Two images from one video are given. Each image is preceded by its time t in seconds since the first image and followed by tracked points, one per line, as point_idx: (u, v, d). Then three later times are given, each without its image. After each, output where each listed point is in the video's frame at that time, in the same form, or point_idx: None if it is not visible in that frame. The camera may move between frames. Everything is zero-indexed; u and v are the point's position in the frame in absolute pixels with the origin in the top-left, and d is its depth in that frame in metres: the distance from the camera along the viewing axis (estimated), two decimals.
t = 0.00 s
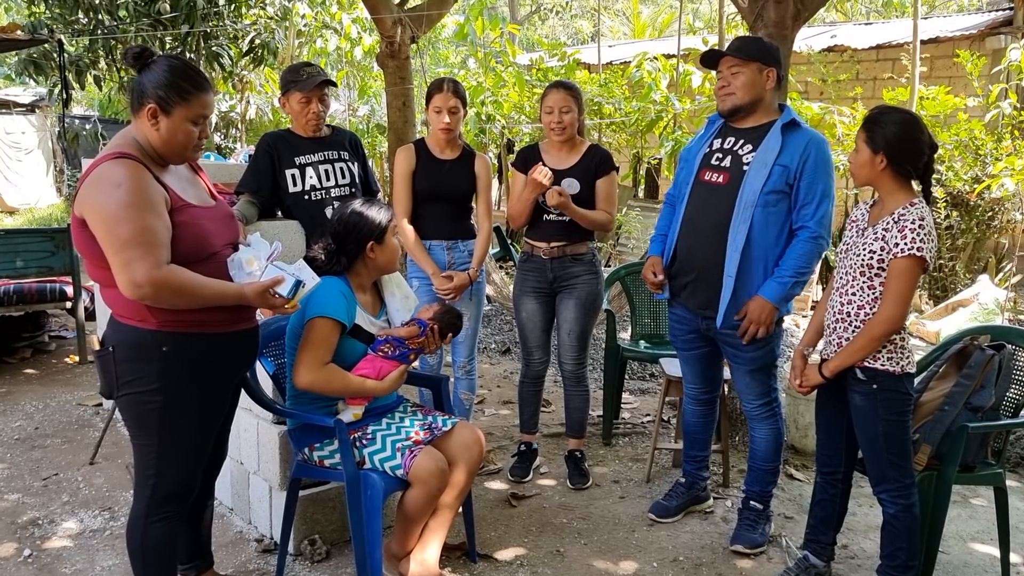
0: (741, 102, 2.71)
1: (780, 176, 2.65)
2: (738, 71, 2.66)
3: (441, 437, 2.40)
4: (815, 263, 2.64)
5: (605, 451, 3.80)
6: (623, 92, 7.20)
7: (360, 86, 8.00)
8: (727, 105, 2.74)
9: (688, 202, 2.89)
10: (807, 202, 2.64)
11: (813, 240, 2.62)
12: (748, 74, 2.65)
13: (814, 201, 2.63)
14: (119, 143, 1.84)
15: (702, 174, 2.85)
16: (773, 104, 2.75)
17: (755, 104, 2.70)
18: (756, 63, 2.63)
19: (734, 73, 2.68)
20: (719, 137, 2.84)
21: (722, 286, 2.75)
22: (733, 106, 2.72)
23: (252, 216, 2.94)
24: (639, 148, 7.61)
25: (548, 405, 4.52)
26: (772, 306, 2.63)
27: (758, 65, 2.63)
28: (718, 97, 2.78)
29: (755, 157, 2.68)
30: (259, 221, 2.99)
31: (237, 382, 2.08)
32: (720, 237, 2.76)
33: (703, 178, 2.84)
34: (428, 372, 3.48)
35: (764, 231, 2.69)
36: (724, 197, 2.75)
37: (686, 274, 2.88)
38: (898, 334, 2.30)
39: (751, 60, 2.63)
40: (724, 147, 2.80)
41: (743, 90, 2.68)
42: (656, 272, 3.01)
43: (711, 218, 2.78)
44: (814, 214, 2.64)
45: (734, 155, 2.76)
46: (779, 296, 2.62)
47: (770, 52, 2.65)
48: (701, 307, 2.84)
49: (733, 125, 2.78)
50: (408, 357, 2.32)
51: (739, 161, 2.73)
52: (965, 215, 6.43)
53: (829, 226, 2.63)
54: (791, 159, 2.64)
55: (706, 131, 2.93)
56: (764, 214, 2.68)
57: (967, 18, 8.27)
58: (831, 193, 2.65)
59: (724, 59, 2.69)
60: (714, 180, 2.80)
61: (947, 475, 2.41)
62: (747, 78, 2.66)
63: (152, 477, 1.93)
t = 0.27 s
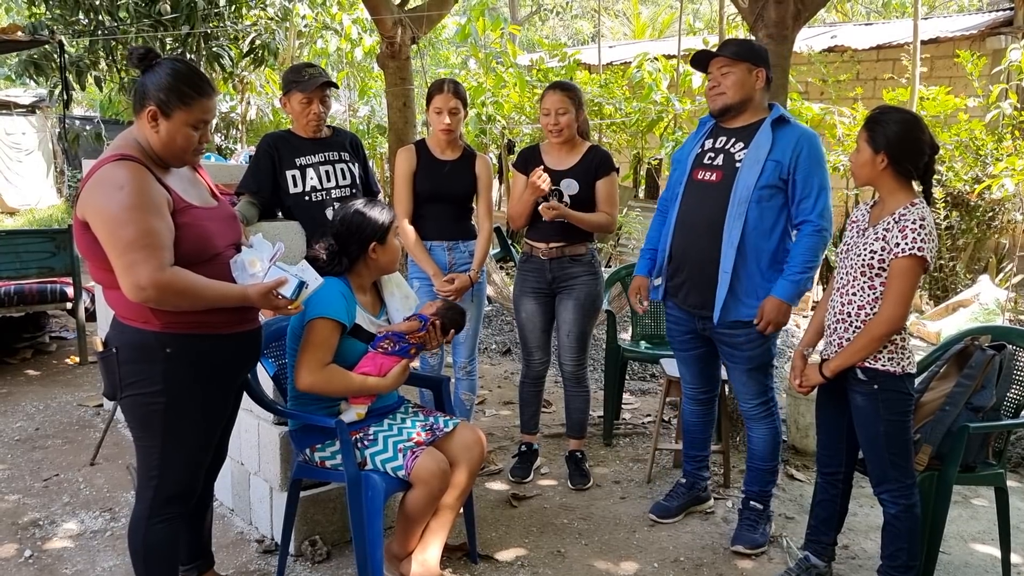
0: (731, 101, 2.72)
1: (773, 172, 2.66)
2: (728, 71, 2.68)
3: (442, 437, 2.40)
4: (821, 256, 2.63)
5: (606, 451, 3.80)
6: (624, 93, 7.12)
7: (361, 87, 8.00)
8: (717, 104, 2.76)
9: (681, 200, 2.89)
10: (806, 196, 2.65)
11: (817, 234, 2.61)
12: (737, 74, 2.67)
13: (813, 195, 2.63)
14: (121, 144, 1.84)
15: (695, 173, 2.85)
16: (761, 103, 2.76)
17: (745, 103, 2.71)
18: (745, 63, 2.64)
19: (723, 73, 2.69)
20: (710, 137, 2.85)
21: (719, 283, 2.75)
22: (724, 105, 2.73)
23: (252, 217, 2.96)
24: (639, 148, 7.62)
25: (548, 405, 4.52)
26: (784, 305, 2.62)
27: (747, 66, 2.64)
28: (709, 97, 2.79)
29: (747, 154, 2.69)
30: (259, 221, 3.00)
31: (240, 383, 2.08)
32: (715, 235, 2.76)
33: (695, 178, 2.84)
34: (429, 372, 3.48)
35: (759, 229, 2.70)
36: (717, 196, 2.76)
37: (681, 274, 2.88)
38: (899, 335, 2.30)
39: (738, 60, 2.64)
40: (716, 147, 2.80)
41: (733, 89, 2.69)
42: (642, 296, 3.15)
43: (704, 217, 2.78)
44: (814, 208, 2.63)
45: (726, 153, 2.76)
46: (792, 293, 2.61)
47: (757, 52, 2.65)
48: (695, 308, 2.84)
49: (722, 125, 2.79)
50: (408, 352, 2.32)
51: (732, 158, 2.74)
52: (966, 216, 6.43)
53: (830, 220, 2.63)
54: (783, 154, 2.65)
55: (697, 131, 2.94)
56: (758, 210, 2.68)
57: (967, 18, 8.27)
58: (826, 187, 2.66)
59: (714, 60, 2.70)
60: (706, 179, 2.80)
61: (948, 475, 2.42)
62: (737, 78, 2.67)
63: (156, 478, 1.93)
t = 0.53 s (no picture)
0: (725, 100, 2.72)
1: (772, 167, 2.65)
2: (720, 70, 2.67)
3: (442, 437, 2.39)
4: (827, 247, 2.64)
5: (606, 451, 3.80)
6: (624, 93, 7.10)
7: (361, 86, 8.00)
8: (710, 104, 2.76)
9: (680, 200, 2.89)
10: (806, 190, 2.65)
11: (822, 226, 2.63)
12: (729, 73, 2.66)
13: (814, 189, 2.64)
14: (122, 145, 1.84)
15: (692, 172, 2.85)
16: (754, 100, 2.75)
17: (739, 101, 2.71)
18: (738, 62, 2.64)
19: (716, 73, 2.69)
20: (706, 137, 2.85)
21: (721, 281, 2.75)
22: (718, 104, 2.73)
23: (252, 216, 2.96)
24: (639, 148, 7.62)
25: (548, 405, 4.52)
26: (796, 300, 2.62)
27: (739, 65, 2.64)
28: (702, 97, 2.79)
29: (744, 151, 2.69)
30: (259, 221, 3.00)
31: (242, 383, 2.07)
32: (716, 235, 2.76)
33: (693, 177, 2.84)
34: (429, 372, 3.48)
35: (759, 226, 2.69)
36: (715, 194, 2.76)
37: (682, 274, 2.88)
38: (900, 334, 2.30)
39: (732, 60, 2.64)
40: (712, 146, 2.80)
41: (726, 89, 2.69)
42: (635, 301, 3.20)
43: (705, 215, 2.78)
44: (816, 202, 2.64)
45: (723, 152, 2.76)
46: (804, 287, 2.61)
47: (749, 51, 2.65)
48: (697, 307, 2.84)
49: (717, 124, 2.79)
50: (407, 359, 2.33)
51: (729, 156, 2.74)
52: (966, 215, 6.43)
53: (833, 210, 2.64)
54: (780, 150, 2.65)
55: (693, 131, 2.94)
56: (758, 206, 2.68)
57: (968, 18, 8.27)
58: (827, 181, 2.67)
59: (706, 60, 2.70)
60: (704, 178, 2.80)
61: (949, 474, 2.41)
62: (729, 77, 2.67)
63: (157, 478, 1.93)
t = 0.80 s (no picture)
0: (723, 101, 2.72)
1: (772, 168, 2.66)
2: (717, 71, 2.68)
3: (442, 437, 2.40)
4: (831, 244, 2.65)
5: (606, 451, 3.80)
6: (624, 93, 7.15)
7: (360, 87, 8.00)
8: (708, 105, 2.76)
9: (680, 201, 2.89)
10: (807, 189, 2.65)
11: (824, 224, 2.63)
12: (726, 74, 2.66)
13: (814, 189, 2.64)
14: (123, 145, 1.84)
15: (692, 173, 2.85)
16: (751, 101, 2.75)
17: (735, 102, 2.71)
18: (734, 63, 2.64)
19: (713, 73, 2.69)
20: (705, 138, 2.85)
21: (723, 281, 2.75)
22: (715, 105, 2.73)
23: (252, 217, 2.97)
24: (639, 148, 7.62)
25: (548, 405, 4.53)
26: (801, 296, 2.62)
27: (735, 65, 2.64)
28: (700, 98, 2.79)
29: (744, 152, 2.69)
30: (259, 222, 3.01)
31: (242, 384, 2.08)
32: (716, 236, 2.76)
33: (693, 178, 2.84)
34: (429, 372, 3.48)
35: (760, 226, 2.70)
36: (715, 195, 2.76)
37: (683, 275, 2.88)
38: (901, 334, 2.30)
39: (729, 61, 2.64)
40: (711, 147, 2.80)
41: (722, 90, 2.69)
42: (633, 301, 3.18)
43: (705, 216, 2.78)
44: (817, 202, 2.64)
45: (723, 152, 2.76)
46: (810, 284, 2.62)
47: (746, 51, 2.65)
48: (700, 308, 2.83)
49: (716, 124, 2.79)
50: (406, 354, 2.31)
51: (729, 157, 2.74)
52: (965, 215, 6.44)
53: (836, 208, 2.65)
54: (780, 150, 2.65)
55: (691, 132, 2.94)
56: (758, 207, 2.68)
57: (968, 18, 8.28)
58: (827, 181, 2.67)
59: (703, 61, 2.70)
60: (704, 179, 2.80)
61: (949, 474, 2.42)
62: (726, 78, 2.67)
63: (157, 479, 1.93)
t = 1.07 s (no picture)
0: (724, 103, 2.72)
1: (773, 169, 2.66)
2: (718, 72, 2.67)
3: (442, 438, 2.40)
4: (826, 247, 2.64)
5: (606, 451, 3.80)
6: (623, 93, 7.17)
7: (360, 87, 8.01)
8: (709, 106, 2.76)
9: (681, 202, 2.89)
10: (807, 191, 2.65)
11: (820, 228, 2.63)
12: (727, 75, 2.66)
13: (814, 191, 2.64)
14: (124, 146, 1.84)
15: (693, 175, 2.85)
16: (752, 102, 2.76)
17: (736, 103, 2.72)
18: (735, 64, 2.64)
19: (714, 74, 2.69)
20: (706, 139, 2.85)
21: (723, 282, 2.75)
22: (716, 107, 2.73)
23: (252, 218, 2.96)
24: (639, 149, 7.59)
25: (548, 406, 4.53)
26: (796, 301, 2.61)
27: (736, 66, 2.64)
28: (701, 99, 2.79)
29: (745, 153, 2.69)
30: (259, 222, 3.00)
31: (243, 385, 2.07)
32: (717, 237, 2.76)
33: (695, 179, 2.84)
34: (429, 373, 3.48)
35: (761, 228, 2.70)
36: (717, 196, 2.76)
37: (684, 276, 2.88)
38: (903, 334, 2.30)
39: (730, 62, 2.64)
40: (713, 147, 2.80)
41: (723, 91, 2.69)
42: (637, 302, 3.18)
43: (706, 218, 2.79)
44: (816, 205, 2.65)
45: (724, 153, 2.76)
46: (805, 289, 2.60)
47: (747, 52, 2.65)
48: (701, 309, 2.83)
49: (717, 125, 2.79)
50: (406, 358, 2.31)
51: (730, 158, 2.74)
52: (965, 215, 6.44)
53: (833, 211, 2.65)
54: (782, 151, 2.65)
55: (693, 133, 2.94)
56: (760, 208, 2.68)
57: (967, 18, 8.28)
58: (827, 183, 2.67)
59: (704, 62, 2.70)
60: (706, 180, 2.80)
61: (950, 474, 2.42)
62: (727, 79, 2.67)
63: (158, 480, 1.93)
